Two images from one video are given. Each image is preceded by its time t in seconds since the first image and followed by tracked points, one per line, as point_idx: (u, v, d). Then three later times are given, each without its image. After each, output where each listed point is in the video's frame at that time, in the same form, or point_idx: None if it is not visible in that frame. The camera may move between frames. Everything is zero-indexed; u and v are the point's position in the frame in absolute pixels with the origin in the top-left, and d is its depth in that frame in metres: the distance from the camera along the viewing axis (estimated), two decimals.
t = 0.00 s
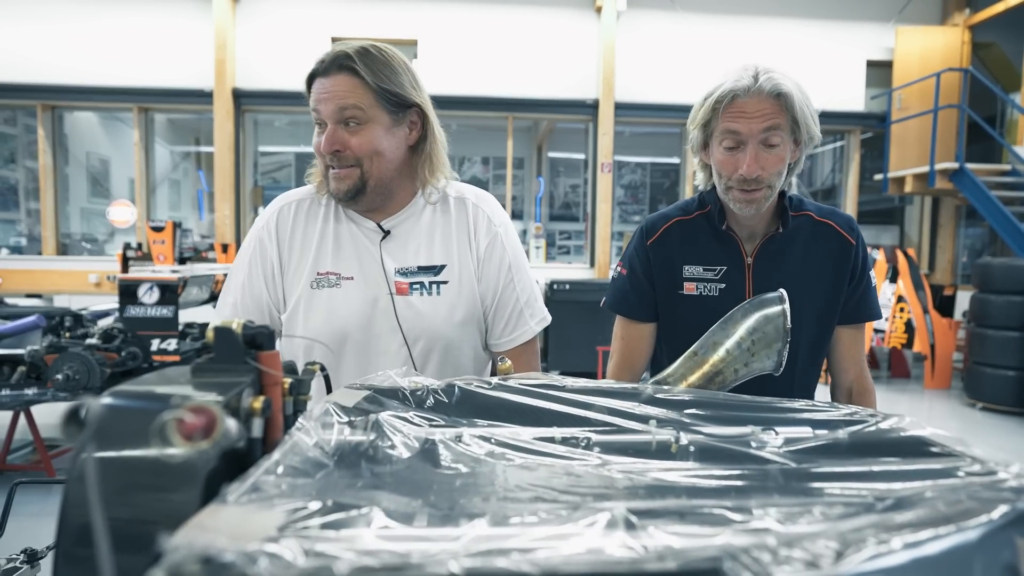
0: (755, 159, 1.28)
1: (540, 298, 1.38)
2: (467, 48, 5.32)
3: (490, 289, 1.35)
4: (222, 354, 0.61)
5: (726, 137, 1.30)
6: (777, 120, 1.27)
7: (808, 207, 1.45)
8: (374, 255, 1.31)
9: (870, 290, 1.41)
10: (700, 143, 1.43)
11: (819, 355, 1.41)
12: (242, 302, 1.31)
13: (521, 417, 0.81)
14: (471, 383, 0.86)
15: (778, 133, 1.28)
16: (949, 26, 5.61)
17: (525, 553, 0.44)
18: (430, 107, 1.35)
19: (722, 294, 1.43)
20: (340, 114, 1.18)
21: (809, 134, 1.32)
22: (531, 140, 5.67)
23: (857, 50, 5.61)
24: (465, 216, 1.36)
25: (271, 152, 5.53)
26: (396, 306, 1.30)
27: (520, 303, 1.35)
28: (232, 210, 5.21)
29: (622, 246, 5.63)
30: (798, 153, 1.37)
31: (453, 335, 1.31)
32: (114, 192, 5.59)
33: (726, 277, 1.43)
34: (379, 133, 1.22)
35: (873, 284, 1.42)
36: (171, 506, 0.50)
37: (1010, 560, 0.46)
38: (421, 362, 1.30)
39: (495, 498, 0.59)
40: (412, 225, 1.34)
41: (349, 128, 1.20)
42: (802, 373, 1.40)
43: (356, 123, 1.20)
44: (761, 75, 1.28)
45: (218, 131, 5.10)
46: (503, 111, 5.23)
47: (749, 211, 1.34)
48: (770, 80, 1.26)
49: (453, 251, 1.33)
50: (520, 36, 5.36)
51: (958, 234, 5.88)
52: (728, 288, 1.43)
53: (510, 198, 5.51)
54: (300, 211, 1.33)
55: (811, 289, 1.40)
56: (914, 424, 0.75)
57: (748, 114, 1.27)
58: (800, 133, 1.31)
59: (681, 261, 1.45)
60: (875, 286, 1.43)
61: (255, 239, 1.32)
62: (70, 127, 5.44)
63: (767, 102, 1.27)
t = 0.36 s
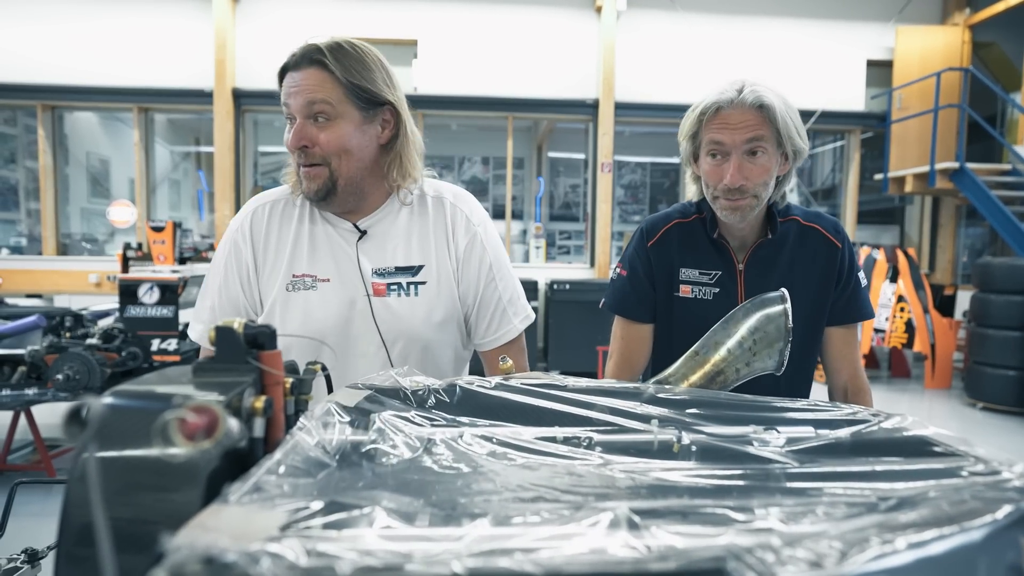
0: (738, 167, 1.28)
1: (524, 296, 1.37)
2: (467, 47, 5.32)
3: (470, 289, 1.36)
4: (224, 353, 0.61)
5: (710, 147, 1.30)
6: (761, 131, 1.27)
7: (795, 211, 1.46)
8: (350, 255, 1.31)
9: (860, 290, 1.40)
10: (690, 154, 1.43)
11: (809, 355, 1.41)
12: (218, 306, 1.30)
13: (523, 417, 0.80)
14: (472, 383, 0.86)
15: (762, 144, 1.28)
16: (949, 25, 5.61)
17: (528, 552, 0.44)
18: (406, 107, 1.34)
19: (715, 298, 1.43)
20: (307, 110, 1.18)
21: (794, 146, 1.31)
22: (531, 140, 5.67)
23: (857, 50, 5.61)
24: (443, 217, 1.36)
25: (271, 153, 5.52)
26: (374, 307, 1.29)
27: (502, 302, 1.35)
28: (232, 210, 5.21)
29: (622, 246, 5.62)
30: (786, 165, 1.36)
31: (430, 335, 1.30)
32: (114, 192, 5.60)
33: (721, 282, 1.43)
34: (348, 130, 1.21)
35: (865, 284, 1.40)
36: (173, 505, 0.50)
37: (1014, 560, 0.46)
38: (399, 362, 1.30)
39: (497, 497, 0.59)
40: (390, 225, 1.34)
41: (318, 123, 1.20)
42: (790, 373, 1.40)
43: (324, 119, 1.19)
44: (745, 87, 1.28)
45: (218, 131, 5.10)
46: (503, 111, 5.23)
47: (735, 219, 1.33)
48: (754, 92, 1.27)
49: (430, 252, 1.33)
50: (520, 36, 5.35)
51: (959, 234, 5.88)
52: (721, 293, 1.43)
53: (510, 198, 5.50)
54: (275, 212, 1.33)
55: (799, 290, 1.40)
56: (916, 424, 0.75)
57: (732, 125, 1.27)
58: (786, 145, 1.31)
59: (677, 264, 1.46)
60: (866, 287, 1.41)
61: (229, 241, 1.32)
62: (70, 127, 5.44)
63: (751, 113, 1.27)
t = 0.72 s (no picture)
0: (737, 172, 1.28)
1: (508, 294, 1.36)
2: (467, 47, 5.31)
3: (451, 289, 1.34)
4: (223, 353, 0.61)
5: (711, 151, 1.31)
6: (763, 137, 1.27)
7: (795, 212, 1.45)
8: (333, 258, 1.31)
9: (859, 291, 1.39)
10: (693, 155, 1.43)
11: (810, 356, 1.41)
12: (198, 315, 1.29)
13: (523, 416, 0.80)
14: (472, 383, 0.85)
15: (763, 150, 1.28)
16: (949, 25, 5.61)
17: (527, 552, 0.44)
18: (390, 102, 1.32)
19: (715, 300, 1.43)
20: (317, 114, 1.13)
21: (797, 153, 1.31)
22: (531, 141, 5.68)
23: (857, 50, 5.61)
24: (425, 219, 1.36)
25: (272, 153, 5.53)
26: (359, 309, 1.30)
27: (485, 302, 1.33)
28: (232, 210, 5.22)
29: (622, 246, 5.62)
30: (788, 171, 1.36)
31: (415, 336, 1.31)
32: (114, 192, 5.62)
33: (721, 285, 1.43)
34: (356, 133, 1.18)
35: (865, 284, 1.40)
36: (172, 505, 0.50)
37: (1015, 560, 0.46)
38: (384, 364, 1.30)
39: (497, 497, 0.59)
40: (373, 227, 1.34)
41: (328, 127, 1.15)
42: (792, 374, 1.40)
43: (334, 123, 1.15)
44: (749, 92, 1.28)
45: (218, 132, 5.10)
46: (503, 112, 5.23)
47: (733, 223, 1.33)
48: (757, 97, 1.26)
49: (413, 254, 1.33)
50: (521, 36, 5.35)
51: (959, 233, 5.88)
52: (722, 295, 1.42)
53: (510, 198, 5.50)
54: (256, 218, 1.33)
55: (798, 290, 1.40)
56: (917, 423, 0.75)
57: (734, 129, 1.27)
58: (788, 151, 1.31)
59: (678, 266, 1.46)
60: (867, 287, 1.40)
61: (209, 249, 1.31)
62: (70, 127, 5.44)
63: (753, 119, 1.27)
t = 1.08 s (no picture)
0: (747, 173, 1.28)
1: (514, 293, 1.33)
2: (467, 47, 5.31)
3: (453, 288, 1.34)
4: (220, 352, 0.61)
5: (720, 151, 1.30)
6: (772, 137, 1.27)
7: (797, 211, 1.45)
8: (338, 257, 1.31)
9: (861, 290, 1.39)
10: (698, 156, 1.43)
11: (812, 355, 1.41)
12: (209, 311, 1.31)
13: (522, 416, 0.80)
14: (471, 382, 0.85)
15: (772, 150, 1.27)
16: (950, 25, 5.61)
17: (525, 552, 0.44)
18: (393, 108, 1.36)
19: (718, 300, 1.42)
20: (345, 123, 1.16)
21: (805, 154, 1.31)
22: (532, 140, 5.67)
23: (857, 49, 5.60)
24: (430, 219, 1.36)
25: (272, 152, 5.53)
26: (361, 307, 1.29)
27: (488, 303, 1.32)
28: (232, 210, 5.21)
29: (622, 246, 5.62)
30: (794, 171, 1.35)
31: (417, 334, 1.31)
32: (114, 192, 5.63)
33: (723, 284, 1.43)
34: (378, 139, 1.22)
35: (866, 282, 1.40)
36: (169, 505, 0.49)
37: (1016, 559, 0.46)
38: (385, 363, 1.30)
39: (496, 496, 0.58)
40: (378, 226, 1.34)
41: (355, 135, 1.18)
42: (793, 373, 1.40)
43: (359, 131, 1.19)
44: (758, 92, 1.27)
45: (218, 132, 5.10)
46: (502, 111, 5.23)
47: (741, 223, 1.34)
48: (767, 97, 1.25)
49: (417, 253, 1.32)
50: (521, 36, 5.35)
51: (959, 233, 5.87)
52: (724, 294, 1.42)
53: (511, 198, 5.50)
54: (263, 217, 1.34)
55: (800, 289, 1.40)
56: (917, 422, 0.75)
57: (743, 129, 1.26)
58: (796, 152, 1.30)
59: (680, 265, 1.45)
60: (869, 285, 1.40)
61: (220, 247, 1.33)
62: (70, 127, 5.43)
63: (762, 119, 1.26)
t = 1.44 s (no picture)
0: (745, 175, 1.28)
1: (549, 298, 1.36)
2: (468, 47, 5.31)
3: (493, 283, 1.33)
4: (218, 352, 0.61)
5: (718, 152, 1.30)
6: (770, 138, 1.26)
7: (795, 211, 1.45)
8: (385, 249, 1.34)
9: (859, 289, 1.39)
10: (696, 157, 1.42)
11: (811, 356, 1.41)
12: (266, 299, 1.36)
13: (520, 416, 0.80)
14: (469, 382, 0.85)
15: (771, 151, 1.27)
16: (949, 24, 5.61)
17: (522, 553, 0.43)
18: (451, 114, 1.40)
19: (715, 300, 1.42)
20: (391, 114, 1.20)
21: (804, 154, 1.31)
22: (532, 140, 5.67)
23: (857, 49, 5.60)
24: (473, 219, 1.36)
25: (272, 153, 5.52)
26: (402, 295, 1.31)
27: (528, 303, 1.32)
28: (232, 211, 5.20)
29: (622, 246, 5.61)
30: (792, 171, 1.36)
31: (455, 326, 1.30)
32: (114, 192, 5.62)
33: (721, 284, 1.43)
34: (422, 136, 1.24)
35: (865, 282, 1.40)
36: (167, 505, 0.50)
37: (1013, 559, 0.46)
38: (422, 354, 1.30)
39: (493, 496, 0.58)
40: (426, 221, 1.36)
41: (397, 128, 1.22)
42: (792, 373, 1.40)
43: (405, 123, 1.22)
44: (755, 93, 1.27)
45: (218, 133, 5.10)
46: (502, 111, 5.22)
47: (739, 224, 1.33)
48: (764, 99, 1.25)
49: (460, 246, 1.33)
50: (521, 36, 5.35)
51: (959, 233, 5.87)
52: (722, 294, 1.42)
53: (510, 198, 5.50)
54: (323, 210, 1.38)
55: (799, 288, 1.40)
56: (916, 422, 0.75)
57: (741, 131, 1.26)
58: (794, 153, 1.30)
59: (679, 265, 1.45)
60: (867, 285, 1.40)
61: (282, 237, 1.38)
62: (70, 127, 5.43)
63: (760, 120, 1.26)
